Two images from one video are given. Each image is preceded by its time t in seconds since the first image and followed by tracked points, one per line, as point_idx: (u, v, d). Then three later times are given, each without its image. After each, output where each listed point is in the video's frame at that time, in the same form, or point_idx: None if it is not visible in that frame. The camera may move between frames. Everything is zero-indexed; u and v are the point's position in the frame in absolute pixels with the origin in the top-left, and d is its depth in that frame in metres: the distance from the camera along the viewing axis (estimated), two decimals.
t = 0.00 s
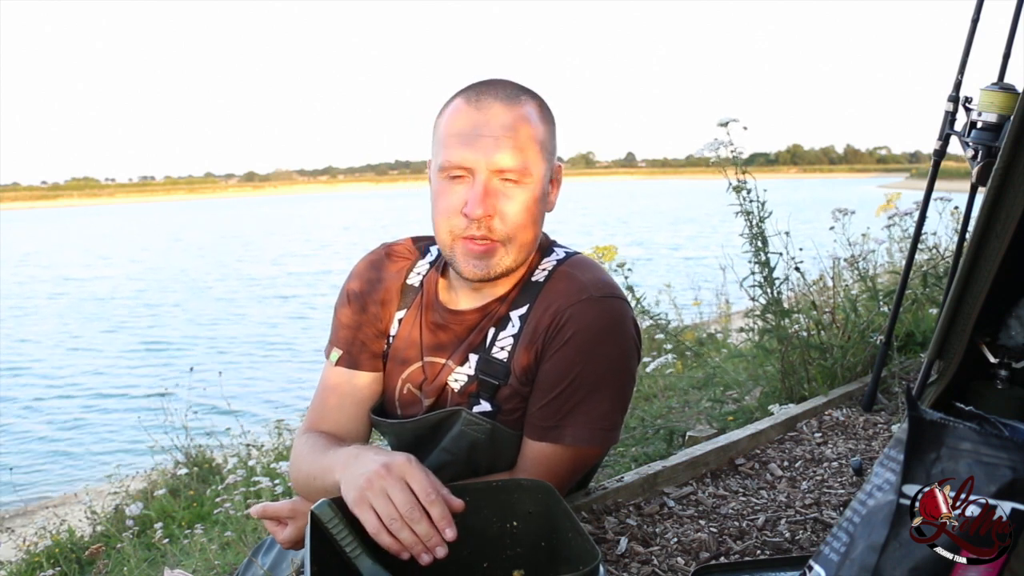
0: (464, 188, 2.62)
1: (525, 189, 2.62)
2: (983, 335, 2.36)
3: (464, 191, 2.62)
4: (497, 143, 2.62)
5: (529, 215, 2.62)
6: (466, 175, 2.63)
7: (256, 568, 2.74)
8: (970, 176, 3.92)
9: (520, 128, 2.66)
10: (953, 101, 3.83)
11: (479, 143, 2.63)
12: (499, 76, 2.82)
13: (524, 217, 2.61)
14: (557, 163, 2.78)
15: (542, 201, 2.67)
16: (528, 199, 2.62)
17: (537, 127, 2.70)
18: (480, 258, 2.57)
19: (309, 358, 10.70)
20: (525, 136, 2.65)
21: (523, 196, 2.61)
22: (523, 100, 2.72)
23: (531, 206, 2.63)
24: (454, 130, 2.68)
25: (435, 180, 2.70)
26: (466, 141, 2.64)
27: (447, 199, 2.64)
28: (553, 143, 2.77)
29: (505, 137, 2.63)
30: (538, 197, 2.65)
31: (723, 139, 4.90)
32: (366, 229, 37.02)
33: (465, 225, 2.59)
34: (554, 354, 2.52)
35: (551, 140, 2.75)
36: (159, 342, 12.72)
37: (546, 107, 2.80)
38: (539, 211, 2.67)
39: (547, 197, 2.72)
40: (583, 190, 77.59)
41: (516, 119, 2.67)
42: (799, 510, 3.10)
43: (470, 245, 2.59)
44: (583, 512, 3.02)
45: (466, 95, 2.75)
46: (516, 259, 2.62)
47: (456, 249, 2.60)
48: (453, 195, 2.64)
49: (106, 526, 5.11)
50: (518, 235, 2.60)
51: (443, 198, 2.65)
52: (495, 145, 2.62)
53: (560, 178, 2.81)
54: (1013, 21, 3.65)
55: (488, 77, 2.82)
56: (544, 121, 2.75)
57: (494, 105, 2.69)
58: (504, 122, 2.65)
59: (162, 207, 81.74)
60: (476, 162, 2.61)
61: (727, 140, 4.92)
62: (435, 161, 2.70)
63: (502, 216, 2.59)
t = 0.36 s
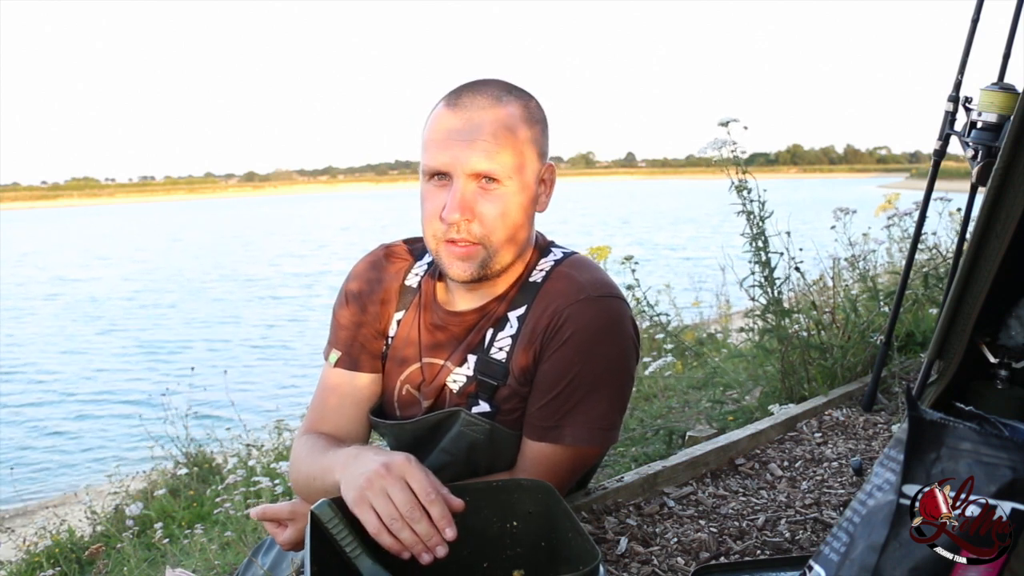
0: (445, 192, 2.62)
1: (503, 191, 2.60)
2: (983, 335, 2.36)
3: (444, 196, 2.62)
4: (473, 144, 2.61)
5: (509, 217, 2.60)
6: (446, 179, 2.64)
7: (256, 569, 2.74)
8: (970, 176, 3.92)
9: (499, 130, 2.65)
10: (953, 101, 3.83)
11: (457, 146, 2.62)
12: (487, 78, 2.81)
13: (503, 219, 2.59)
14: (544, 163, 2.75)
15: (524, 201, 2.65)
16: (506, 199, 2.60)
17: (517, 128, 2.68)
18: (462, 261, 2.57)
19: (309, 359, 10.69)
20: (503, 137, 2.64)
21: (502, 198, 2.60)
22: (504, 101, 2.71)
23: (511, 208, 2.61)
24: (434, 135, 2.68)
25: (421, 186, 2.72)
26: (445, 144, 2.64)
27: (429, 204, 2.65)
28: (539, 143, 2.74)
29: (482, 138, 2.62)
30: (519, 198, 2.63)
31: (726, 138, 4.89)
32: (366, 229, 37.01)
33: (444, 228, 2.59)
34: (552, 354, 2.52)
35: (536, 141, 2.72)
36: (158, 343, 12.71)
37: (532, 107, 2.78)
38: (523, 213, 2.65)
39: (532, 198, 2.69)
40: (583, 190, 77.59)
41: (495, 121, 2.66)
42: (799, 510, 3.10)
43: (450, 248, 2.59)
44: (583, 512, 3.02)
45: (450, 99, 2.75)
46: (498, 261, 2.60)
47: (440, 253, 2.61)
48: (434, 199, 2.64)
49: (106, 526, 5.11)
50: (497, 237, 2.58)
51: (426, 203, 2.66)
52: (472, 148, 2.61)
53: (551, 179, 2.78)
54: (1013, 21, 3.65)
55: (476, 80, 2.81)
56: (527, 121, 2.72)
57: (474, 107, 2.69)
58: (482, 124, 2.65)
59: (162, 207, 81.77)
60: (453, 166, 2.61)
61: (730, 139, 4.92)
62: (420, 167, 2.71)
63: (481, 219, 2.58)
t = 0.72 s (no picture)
0: (437, 195, 2.62)
1: (496, 192, 2.60)
2: (983, 335, 2.36)
3: (436, 198, 2.62)
4: (464, 146, 2.61)
5: (502, 217, 2.60)
6: (438, 181, 2.63)
7: (256, 569, 2.74)
8: (970, 176, 3.92)
9: (489, 131, 2.65)
10: (953, 101, 3.83)
11: (448, 148, 2.62)
12: (475, 80, 2.81)
13: (497, 220, 2.59)
14: (535, 163, 2.75)
15: (517, 201, 2.64)
16: (498, 200, 2.60)
17: (507, 129, 2.68)
18: (457, 263, 2.56)
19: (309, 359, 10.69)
20: (493, 138, 2.64)
21: (494, 198, 2.59)
22: (493, 103, 2.72)
23: (504, 208, 2.61)
24: (424, 138, 2.68)
25: (413, 189, 2.71)
26: (435, 148, 2.64)
27: (422, 207, 2.65)
28: (530, 143, 2.74)
29: (473, 140, 2.62)
30: (512, 198, 2.63)
31: (721, 139, 4.89)
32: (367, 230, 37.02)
33: (437, 231, 2.58)
34: (550, 353, 2.52)
35: (526, 141, 2.73)
36: (159, 343, 12.71)
37: (521, 106, 2.78)
38: (516, 213, 2.64)
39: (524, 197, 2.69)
40: (583, 190, 77.59)
41: (485, 123, 2.66)
42: (799, 510, 3.10)
43: (444, 251, 2.58)
44: (583, 512, 3.02)
45: (439, 102, 2.75)
46: (493, 261, 2.60)
47: (434, 255, 2.60)
48: (427, 202, 2.64)
49: (106, 526, 5.11)
50: (491, 238, 2.58)
51: (419, 206, 2.66)
52: (463, 150, 2.61)
53: (542, 178, 2.78)
54: (1013, 21, 3.65)
55: (464, 82, 2.82)
56: (517, 120, 2.73)
57: (463, 109, 2.69)
58: (471, 126, 2.65)
59: (162, 208, 81.81)
60: (445, 168, 2.60)
61: (726, 139, 4.92)
62: (411, 171, 2.71)
63: (474, 220, 2.57)
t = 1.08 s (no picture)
0: (426, 199, 2.61)
1: (485, 194, 2.59)
2: (983, 335, 2.36)
3: (426, 203, 2.61)
4: (453, 150, 2.60)
5: (492, 220, 2.59)
6: (427, 186, 2.62)
7: (257, 569, 2.74)
8: (970, 176, 3.92)
9: (476, 134, 2.64)
10: (953, 101, 3.83)
11: (435, 152, 2.62)
12: (461, 83, 2.80)
13: (489, 222, 2.58)
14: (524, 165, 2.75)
15: (506, 203, 2.64)
16: (488, 202, 2.59)
17: (494, 132, 2.68)
18: (449, 264, 2.55)
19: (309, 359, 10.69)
20: (481, 140, 2.64)
21: (484, 201, 2.59)
22: (479, 106, 2.72)
23: (494, 210, 2.60)
24: (412, 144, 2.68)
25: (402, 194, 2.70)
26: (423, 152, 2.63)
27: (411, 212, 2.64)
28: (518, 145, 2.74)
29: (461, 143, 2.62)
30: (501, 201, 2.62)
31: (723, 139, 4.89)
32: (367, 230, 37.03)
33: (427, 233, 2.57)
34: (546, 353, 2.53)
35: (514, 143, 2.72)
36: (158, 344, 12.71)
37: (507, 108, 2.79)
38: (506, 215, 2.64)
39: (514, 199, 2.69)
40: (583, 190, 77.59)
41: (472, 126, 2.66)
42: (799, 510, 3.10)
43: (435, 254, 2.57)
44: (582, 512, 3.02)
45: (424, 107, 2.75)
46: (485, 261, 2.59)
47: (425, 256, 2.58)
48: (416, 207, 2.63)
49: (106, 526, 5.11)
50: (481, 240, 2.57)
51: (408, 211, 2.65)
52: (451, 153, 2.60)
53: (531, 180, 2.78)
54: (1013, 21, 3.65)
55: (450, 85, 2.81)
56: (504, 123, 2.73)
57: (449, 113, 2.69)
58: (459, 131, 2.64)
59: (162, 208, 81.83)
60: (433, 172, 2.60)
61: (726, 140, 4.92)
62: (399, 176, 2.70)
63: (464, 223, 2.57)
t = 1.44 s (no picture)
0: (450, 196, 2.60)
1: (510, 195, 2.60)
2: (983, 335, 2.36)
3: (450, 199, 2.60)
4: (481, 149, 2.60)
5: (515, 220, 2.61)
6: (451, 182, 2.62)
7: (257, 569, 2.74)
8: (970, 176, 3.92)
9: (504, 133, 2.65)
10: (953, 101, 3.83)
11: (463, 149, 2.61)
12: (486, 80, 2.79)
13: (511, 223, 2.60)
14: (543, 167, 2.76)
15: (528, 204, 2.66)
16: (511, 201, 2.60)
17: (521, 133, 2.68)
18: (468, 262, 2.56)
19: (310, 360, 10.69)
20: (506, 139, 2.64)
21: (509, 201, 2.60)
22: (506, 105, 2.71)
23: (517, 211, 2.62)
24: (438, 138, 2.66)
25: (422, 187, 2.69)
26: (448, 148, 2.62)
27: (433, 207, 2.63)
28: (540, 147, 2.75)
29: (487, 141, 2.62)
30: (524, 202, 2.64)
31: (725, 139, 4.89)
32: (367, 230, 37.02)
33: (451, 231, 2.57)
34: (551, 353, 2.53)
35: (537, 145, 2.73)
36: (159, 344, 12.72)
37: (530, 108, 2.79)
38: (527, 216, 2.66)
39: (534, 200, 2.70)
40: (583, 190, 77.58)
41: (500, 125, 2.65)
42: (799, 510, 3.10)
43: (457, 253, 2.57)
44: (583, 512, 3.02)
45: (450, 101, 2.73)
46: (502, 261, 2.60)
47: (444, 254, 2.59)
48: (439, 202, 2.62)
49: (107, 526, 5.11)
50: (503, 241, 2.59)
51: (430, 206, 2.64)
52: (479, 152, 2.60)
53: (547, 181, 2.80)
54: (1013, 21, 3.66)
55: (474, 81, 2.79)
56: (529, 125, 2.73)
57: (477, 110, 2.68)
58: (487, 129, 2.64)
59: (162, 208, 81.85)
60: (460, 170, 2.59)
61: (728, 139, 4.92)
62: (421, 169, 2.68)
63: (488, 222, 2.57)
